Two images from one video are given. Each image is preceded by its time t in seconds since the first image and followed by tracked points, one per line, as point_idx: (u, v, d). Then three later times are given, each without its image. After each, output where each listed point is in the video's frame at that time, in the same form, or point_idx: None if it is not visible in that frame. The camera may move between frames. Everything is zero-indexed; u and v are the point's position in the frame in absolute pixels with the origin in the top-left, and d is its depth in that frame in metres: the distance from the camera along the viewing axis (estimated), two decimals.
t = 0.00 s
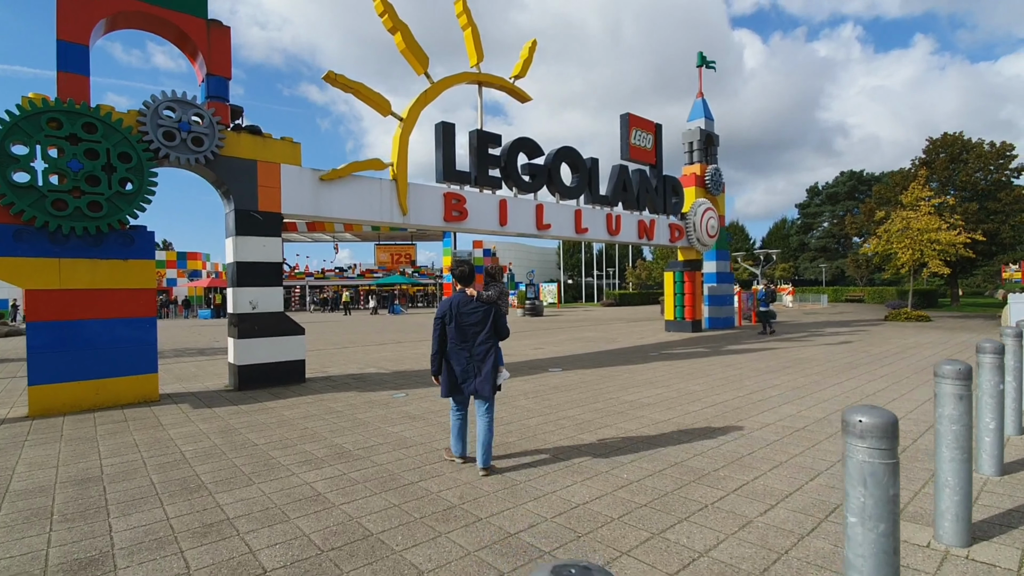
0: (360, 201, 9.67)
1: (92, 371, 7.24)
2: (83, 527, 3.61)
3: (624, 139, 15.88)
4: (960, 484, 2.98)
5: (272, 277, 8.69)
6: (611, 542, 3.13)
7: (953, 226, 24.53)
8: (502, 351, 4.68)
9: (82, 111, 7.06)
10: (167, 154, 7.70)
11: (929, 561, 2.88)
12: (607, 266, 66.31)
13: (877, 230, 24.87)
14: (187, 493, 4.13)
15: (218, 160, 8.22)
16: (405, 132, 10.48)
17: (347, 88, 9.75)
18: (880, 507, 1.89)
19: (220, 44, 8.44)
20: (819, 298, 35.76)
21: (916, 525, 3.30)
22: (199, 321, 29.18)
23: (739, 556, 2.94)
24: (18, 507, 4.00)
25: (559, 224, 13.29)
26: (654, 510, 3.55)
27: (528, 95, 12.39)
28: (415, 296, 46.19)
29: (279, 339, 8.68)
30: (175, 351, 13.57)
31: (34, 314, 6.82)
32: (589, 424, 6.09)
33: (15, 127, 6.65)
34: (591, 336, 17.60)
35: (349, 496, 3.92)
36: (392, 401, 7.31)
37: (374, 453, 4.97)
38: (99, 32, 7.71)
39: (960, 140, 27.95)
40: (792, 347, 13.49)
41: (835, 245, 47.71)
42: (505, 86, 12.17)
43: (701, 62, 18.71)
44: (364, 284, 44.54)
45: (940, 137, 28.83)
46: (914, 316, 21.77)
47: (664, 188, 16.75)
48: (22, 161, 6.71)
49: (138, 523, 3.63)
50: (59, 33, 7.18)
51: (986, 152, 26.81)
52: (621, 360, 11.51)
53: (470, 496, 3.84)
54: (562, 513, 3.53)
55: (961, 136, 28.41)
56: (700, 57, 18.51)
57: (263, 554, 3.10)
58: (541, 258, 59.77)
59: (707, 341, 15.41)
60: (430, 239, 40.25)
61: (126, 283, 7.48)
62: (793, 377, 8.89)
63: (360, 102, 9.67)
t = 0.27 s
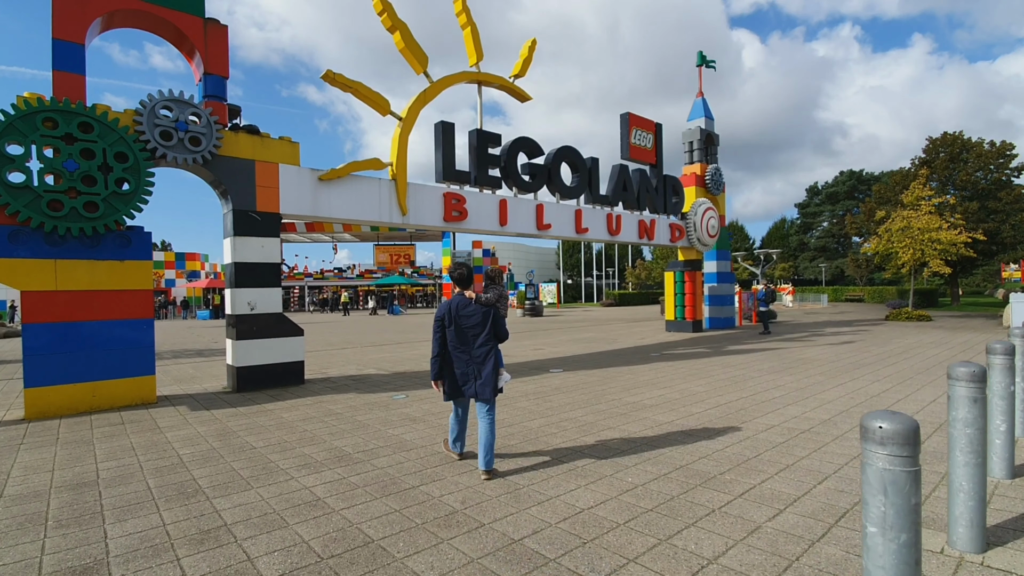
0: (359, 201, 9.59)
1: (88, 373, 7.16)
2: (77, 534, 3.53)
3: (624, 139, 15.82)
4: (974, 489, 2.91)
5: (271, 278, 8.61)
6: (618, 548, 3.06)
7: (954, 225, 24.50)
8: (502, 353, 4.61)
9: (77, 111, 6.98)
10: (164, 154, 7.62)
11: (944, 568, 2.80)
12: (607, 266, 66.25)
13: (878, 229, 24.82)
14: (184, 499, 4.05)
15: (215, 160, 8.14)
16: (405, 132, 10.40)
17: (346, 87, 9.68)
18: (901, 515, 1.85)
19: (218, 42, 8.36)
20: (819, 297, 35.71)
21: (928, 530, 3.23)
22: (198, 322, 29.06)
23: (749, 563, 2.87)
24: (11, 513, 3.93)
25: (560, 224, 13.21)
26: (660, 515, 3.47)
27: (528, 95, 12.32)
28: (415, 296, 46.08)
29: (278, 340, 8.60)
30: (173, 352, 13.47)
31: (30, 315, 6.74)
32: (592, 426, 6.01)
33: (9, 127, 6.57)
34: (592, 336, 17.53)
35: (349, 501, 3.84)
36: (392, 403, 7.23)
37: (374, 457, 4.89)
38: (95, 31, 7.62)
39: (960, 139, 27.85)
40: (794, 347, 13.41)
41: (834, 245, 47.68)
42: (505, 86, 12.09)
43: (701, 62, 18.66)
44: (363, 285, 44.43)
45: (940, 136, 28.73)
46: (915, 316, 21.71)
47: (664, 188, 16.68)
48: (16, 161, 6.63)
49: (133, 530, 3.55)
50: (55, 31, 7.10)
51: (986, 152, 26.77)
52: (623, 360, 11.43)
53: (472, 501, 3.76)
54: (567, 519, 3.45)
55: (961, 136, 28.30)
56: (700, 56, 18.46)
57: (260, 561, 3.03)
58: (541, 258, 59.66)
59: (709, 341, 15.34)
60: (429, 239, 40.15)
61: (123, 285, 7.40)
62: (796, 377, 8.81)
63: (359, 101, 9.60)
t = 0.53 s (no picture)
0: (358, 201, 9.52)
1: (86, 376, 7.08)
2: (72, 540, 3.46)
3: (625, 139, 15.77)
4: (989, 493, 2.84)
5: (270, 278, 8.54)
6: (624, 555, 2.99)
7: (955, 225, 24.47)
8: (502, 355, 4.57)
9: (75, 110, 6.92)
10: (162, 154, 7.55)
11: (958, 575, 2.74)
12: (607, 266, 66.20)
13: (879, 229, 24.76)
14: (182, 504, 3.98)
15: (214, 160, 8.07)
16: (404, 131, 10.34)
17: (346, 86, 9.61)
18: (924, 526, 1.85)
19: (216, 41, 8.29)
20: (819, 297, 35.67)
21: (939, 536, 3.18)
22: (198, 323, 28.97)
23: (759, 570, 2.80)
24: (6, 518, 3.85)
25: (560, 224, 13.15)
26: (667, 520, 3.41)
27: (529, 94, 12.25)
28: (415, 297, 46.03)
29: (278, 341, 8.53)
30: (172, 354, 13.39)
31: (26, 317, 6.66)
32: (594, 428, 5.94)
33: (6, 126, 6.51)
34: (592, 336, 17.46)
35: (349, 506, 3.77)
36: (393, 405, 7.16)
37: (375, 460, 4.83)
38: (92, 30, 7.56)
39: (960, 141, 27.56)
40: (796, 347, 13.35)
41: (834, 245, 47.66)
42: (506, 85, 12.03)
43: (702, 61, 18.63)
44: (363, 285, 44.34)
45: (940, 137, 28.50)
46: (916, 316, 21.66)
47: (665, 188, 16.61)
48: (13, 161, 6.57)
49: (129, 536, 3.48)
50: (51, 30, 7.04)
51: (986, 151, 26.75)
52: (624, 361, 11.36)
53: (475, 505, 3.69)
54: (572, 524, 3.38)
55: (962, 135, 28.20)
56: (701, 56, 18.41)
57: (259, 569, 2.96)
58: (540, 258, 59.74)
59: (710, 342, 15.28)
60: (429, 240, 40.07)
61: (121, 286, 7.32)
62: (799, 378, 8.73)
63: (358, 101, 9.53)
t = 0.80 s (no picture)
0: (359, 200, 9.46)
1: (84, 377, 7.02)
2: (68, 545, 3.39)
3: (626, 139, 15.71)
4: (1005, 498, 2.77)
5: (269, 279, 8.47)
6: (632, 561, 2.92)
7: (957, 225, 24.39)
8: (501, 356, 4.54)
9: (72, 109, 6.85)
10: (161, 153, 7.49)
11: None
12: (608, 266, 66.15)
13: (880, 229, 24.69)
14: (180, 508, 3.92)
15: (213, 159, 8.01)
16: (405, 131, 10.27)
17: (346, 85, 9.55)
18: (947, 536, 1.87)
19: (215, 40, 8.22)
20: (820, 297, 35.61)
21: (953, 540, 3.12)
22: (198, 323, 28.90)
23: None
24: (1, 523, 3.79)
25: (562, 224, 13.08)
26: (674, 525, 3.34)
27: (530, 93, 12.19)
28: (415, 298, 45.98)
29: (277, 342, 8.47)
30: (171, 355, 13.32)
31: (23, 317, 6.59)
32: (598, 429, 5.87)
33: (3, 125, 6.45)
34: (594, 337, 17.39)
35: (350, 510, 3.70)
36: (393, 406, 7.08)
37: (375, 462, 4.76)
38: (90, 28, 7.49)
39: (962, 139, 27.59)
40: (799, 348, 13.29)
41: (835, 245, 47.61)
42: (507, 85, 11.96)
43: (703, 61, 18.57)
44: (363, 286, 44.27)
45: (942, 136, 28.46)
46: (919, 316, 21.58)
47: (667, 188, 16.54)
48: (11, 161, 6.51)
49: (126, 541, 3.41)
50: (49, 28, 6.97)
51: (988, 151, 26.69)
52: (626, 361, 11.29)
53: (478, 510, 3.62)
54: (577, 529, 3.32)
55: (963, 135, 28.13)
56: (702, 55, 18.36)
57: None
58: (540, 258, 59.71)
59: (712, 342, 15.21)
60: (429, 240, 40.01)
61: (119, 286, 7.26)
62: (802, 379, 8.67)
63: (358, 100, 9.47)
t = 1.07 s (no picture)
0: (358, 201, 9.39)
1: (81, 378, 6.94)
2: (62, 550, 3.31)
3: (627, 139, 15.65)
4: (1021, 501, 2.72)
5: (268, 280, 8.39)
6: (640, 567, 2.85)
7: (958, 225, 24.34)
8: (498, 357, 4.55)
9: (69, 108, 6.78)
10: (159, 153, 7.42)
11: None
12: (608, 267, 66.12)
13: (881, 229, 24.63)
14: (177, 512, 3.84)
15: (211, 159, 7.94)
16: (405, 131, 10.21)
17: (345, 85, 9.48)
18: (973, 545, 1.91)
19: (214, 39, 8.16)
20: (821, 298, 35.56)
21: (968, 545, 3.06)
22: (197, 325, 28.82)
23: None
24: None
25: (562, 224, 13.02)
26: (681, 530, 3.27)
27: (530, 93, 12.12)
28: (415, 299, 45.92)
29: (276, 343, 8.40)
30: (170, 356, 13.23)
31: (20, 318, 6.52)
32: (600, 431, 5.80)
33: None
34: (594, 338, 17.32)
35: (350, 515, 3.63)
36: (394, 408, 7.01)
37: (375, 465, 4.68)
38: (87, 27, 7.42)
39: (963, 139, 27.61)
40: (801, 349, 13.24)
41: (835, 246, 47.58)
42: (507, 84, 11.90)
43: (704, 61, 18.51)
44: (362, 287, 44.18)
45: (943, 136, 28.51)
46: (920, 316, 21.52)
47: (667, 188, 16.47)
48: (7, 160, 6.43)
49: (122, 546, 3.34)
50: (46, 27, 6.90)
51: (989, 151, 26.65)
52: (628, 362, 11.21)
53: (481, 514, 3.55)
54: (582, 534, 3.24)
55: (964, 135, 28.11)
56: (703, 55, 18.30)
57: None
58: (540, 259, 59.69)
59: (714, 343, 15.14)
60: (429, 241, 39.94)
61: (117, 287, 7.18)
62: (806, 380, 8.60)
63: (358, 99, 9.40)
